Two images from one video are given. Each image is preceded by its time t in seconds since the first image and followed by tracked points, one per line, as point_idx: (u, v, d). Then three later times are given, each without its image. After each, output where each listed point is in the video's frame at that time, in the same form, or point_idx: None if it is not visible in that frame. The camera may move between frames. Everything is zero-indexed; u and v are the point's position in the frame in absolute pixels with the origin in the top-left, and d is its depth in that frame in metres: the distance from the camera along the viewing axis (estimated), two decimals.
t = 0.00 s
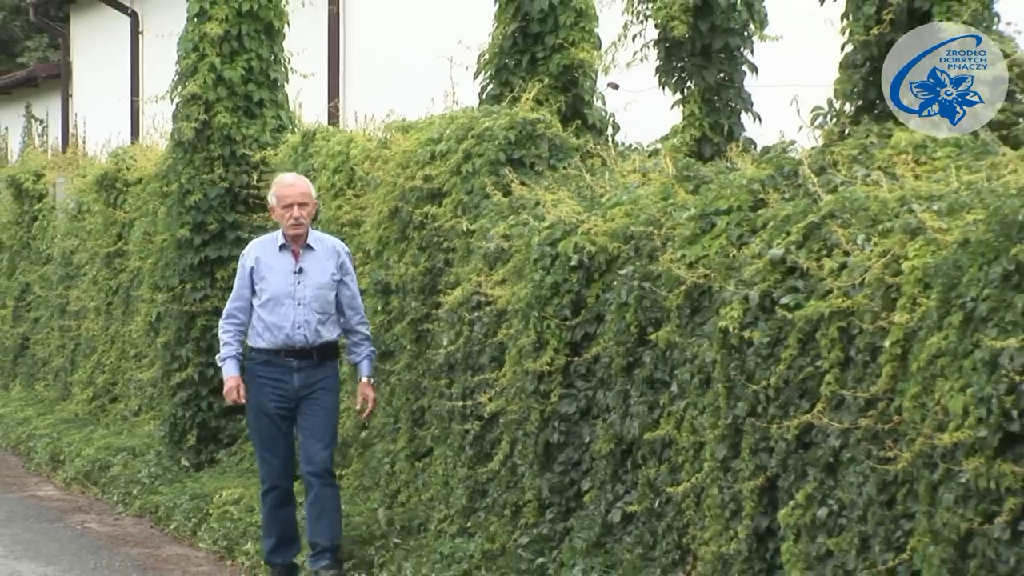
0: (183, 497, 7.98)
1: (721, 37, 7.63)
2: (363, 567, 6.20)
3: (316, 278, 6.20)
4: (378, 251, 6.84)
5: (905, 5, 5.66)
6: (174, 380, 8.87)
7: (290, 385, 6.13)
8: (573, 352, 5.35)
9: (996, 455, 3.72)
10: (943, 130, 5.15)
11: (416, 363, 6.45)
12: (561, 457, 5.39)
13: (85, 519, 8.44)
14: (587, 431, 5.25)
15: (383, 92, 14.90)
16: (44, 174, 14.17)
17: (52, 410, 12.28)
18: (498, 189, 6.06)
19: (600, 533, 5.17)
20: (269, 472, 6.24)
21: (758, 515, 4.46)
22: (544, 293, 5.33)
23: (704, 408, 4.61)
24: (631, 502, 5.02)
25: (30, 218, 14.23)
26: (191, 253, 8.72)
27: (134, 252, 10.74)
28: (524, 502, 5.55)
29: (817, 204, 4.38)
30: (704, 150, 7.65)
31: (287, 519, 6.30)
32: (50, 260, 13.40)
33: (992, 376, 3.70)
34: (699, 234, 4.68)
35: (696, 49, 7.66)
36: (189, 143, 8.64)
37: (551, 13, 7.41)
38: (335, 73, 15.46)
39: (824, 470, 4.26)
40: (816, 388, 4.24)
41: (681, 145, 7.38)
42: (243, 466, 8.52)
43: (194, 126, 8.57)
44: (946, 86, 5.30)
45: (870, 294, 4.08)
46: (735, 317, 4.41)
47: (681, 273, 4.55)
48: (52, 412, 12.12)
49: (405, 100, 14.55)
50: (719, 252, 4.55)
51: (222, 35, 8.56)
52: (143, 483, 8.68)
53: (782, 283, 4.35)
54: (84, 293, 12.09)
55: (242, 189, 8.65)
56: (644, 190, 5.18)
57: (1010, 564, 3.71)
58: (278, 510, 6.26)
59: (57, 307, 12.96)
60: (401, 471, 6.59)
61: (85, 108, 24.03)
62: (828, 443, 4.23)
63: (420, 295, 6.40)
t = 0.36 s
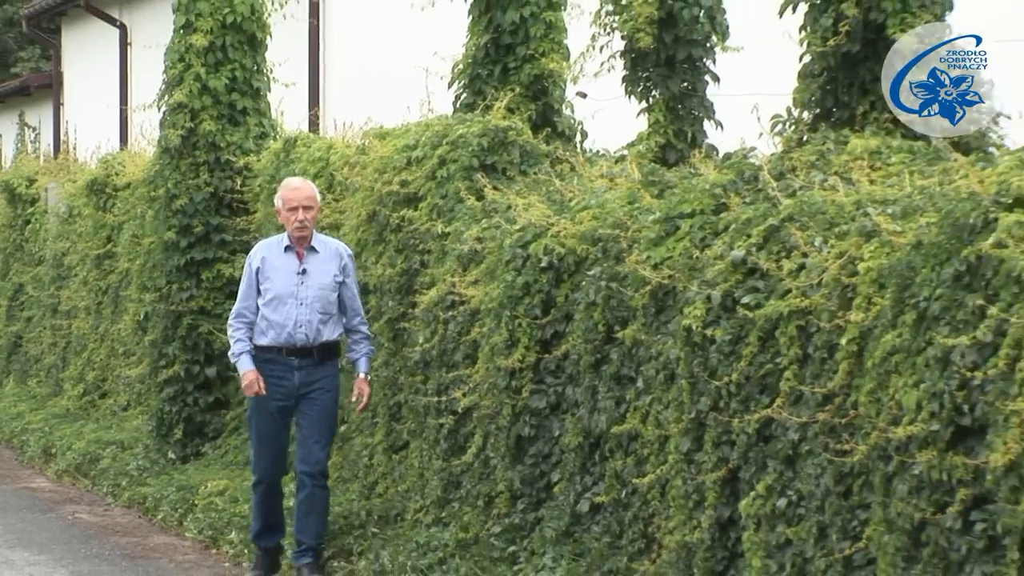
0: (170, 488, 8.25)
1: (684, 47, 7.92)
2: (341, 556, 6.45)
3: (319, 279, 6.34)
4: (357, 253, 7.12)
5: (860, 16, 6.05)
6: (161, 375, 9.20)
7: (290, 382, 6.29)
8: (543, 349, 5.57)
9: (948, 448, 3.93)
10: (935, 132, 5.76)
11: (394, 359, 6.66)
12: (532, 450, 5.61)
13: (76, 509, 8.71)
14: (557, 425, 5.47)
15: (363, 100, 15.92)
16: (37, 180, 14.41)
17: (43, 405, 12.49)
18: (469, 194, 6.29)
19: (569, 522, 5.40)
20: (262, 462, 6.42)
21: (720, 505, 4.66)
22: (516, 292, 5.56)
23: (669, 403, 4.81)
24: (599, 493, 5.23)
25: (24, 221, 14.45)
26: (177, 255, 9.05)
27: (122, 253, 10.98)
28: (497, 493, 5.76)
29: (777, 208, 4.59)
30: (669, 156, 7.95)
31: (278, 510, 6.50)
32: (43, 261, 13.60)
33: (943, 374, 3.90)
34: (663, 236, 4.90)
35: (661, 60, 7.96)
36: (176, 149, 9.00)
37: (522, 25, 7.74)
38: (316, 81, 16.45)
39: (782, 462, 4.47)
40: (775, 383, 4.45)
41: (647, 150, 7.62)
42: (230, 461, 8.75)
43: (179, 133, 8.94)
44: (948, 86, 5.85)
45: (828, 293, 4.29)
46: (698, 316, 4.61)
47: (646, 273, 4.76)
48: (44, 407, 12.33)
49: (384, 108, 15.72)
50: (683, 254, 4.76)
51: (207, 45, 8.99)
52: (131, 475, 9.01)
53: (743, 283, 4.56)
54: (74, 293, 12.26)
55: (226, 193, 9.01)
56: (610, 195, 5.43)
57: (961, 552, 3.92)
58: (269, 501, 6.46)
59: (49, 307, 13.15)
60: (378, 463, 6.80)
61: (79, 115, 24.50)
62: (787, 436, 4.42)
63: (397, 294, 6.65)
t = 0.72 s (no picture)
0: (159, 481, 8.57)
1: (651, 57, 8.07)
2: (322, 544, 6.69)
3: (320, 277, 6.53)
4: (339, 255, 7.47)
5: (820, 28, 6.28)
6: (150, 372, 9.49)
7: (289, 376, 6.47)
8: (517, 346, 5.78)
9: (903, 441, 4.12)
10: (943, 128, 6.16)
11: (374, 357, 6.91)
12: (506, 444, 5.83)
13: (69, 500, 9.00)
14: (529, 419, 5.69)
15: (343, 109, 16.28)
16: (31, 185, 14.66)
17: (37, 400, 12.68)
18: (445, 197, 6.61)
19: (541, 513, 5.61)
20: (253, 453, 6.54)
21: (686, 496, 4.87)
22: (490, 293, 5.78)
23: (636, 398, 5.02)
24: (570, 484, 5.44)
25: (18, 225, 14.66)
26: (166, 256, 9.35)
27: (113, 255, 11.23)
28: (472, 485, 5.98)
29: (740, 211, 4.80)
30: (636, 161, 8.07)
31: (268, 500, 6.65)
32: (36, 262, 13.80)
33: (899, 370, 4.10)
34: (631, 239, 5.13)
35: (629, 70, 8.11)
36: (164, 155, 9.26)
37: (495, 36, 8.32)
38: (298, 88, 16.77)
39: (744, 454, 4.67)
40: (738, 379, 4.65)
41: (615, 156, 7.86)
42: (217, 456, 8.97)
43: (167, 140, 9.22)
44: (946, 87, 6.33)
45: (789, 293, 4.49)
46: (665, 315, 4.83)
47: (615, 274, 4.97)
48: (37, 402, 12.52)
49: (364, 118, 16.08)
50: (650, 255, 4.98)
51: (194, 55, 9.27)
52: (122, 468, 9.37)
53: (707, 283, 4.76)
54: (67, 294, 12.47)
55: (212, 198, 9.32)
56: (581, 200, 5.66)
57: (916, 541, 4.12)
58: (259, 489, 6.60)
59: (42, 306, 13.36)
60: (358, 456, 7.02)
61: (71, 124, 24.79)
62: (750, 429, 4.63)
63: (376, 295, 6.97)
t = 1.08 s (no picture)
0: (141, 474, 8.83)
1: (613, 68, 8.40)
2: (298, 536, 6.96)
3: (304, 282, 6.76)
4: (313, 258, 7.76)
5: (775, 40, 6.67)
6: (133, 370, 9.90)
7: (271, 374, 6.71)
8: (484, 345, 6.00)
9: (855, 435, 4.32)
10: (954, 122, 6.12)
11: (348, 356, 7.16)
12: (474, 438, 6.05)
13: (55, 493, 9.25)
14: (497, 415, 5.90)
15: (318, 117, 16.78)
16: (19, 190, 14.91)
17: (24, 396, 12.88)
18: (415, 202, 6.90)
19: (507, 504, 5.84)
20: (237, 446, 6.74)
21: (647, 488, 5.08)
22: (458, 294, 6.00)
23: (599, 394, 5.23)
24: (535, 477, 5.67)
25: (7, 229, 14.88)
26: (148, 258, 9.77)
27: (97, 258, 11.46)
28: (442, 477, 6.21)
29: (698, 215, 5.01)
30: (599, 167, 8.37)
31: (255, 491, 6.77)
32: (23, 264, 13.98)
33: (851, 367, 4.30)
34: (593, 242, 5.34)
35: (592, 80, 8.43)
36: (146, 162, 9.65)
37: (464, 48, 8.61)
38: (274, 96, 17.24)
39: (702, 448, 4.88)
40: (697, 376, 4.85)
41: (578, 162, 8.12)
42: (200, 451, 9.21)
43: (149, 147, 9.59)
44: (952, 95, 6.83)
45: (745, 294, 4.69)
46: (626, 314, 5.04)
47: (579, 275, 5.19)
48: (25, 399, 12.74)
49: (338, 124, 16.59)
50: (612, 258, 5.19)
51: (175, 66, 9.60)
52: (106, 461, 9.68)
53: (667, 284, 4.96)
54: (52, 295, 12.69)
55: (192, 203, 9.70)
56: (545, 204, 5.89)
57: (867, 531, 4.34)
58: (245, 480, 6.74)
59: (29, 306, 13.55)
60: (333, 450, 7.24)
61: (58, 133, 25.01)
62: (708, 424, 4.83)
63: (350, 296, 7.22)
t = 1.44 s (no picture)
0: (134, 468, 9.07)
1: (587, 78, 8.58)
2: (284, 527, 7.20)
3: (289, 286, 7.06)
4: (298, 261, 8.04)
5: (741, 51, 7.10)
6: (125, 367, 10.23)
7: (263, 377, 6.99)
8: (463, 344, 6.23)
9: (818, 430, 4.53)
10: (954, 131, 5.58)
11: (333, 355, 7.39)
12: (453, 433, 6.28)
13: (51, 486, 9.49)
14: (475, 411, 6.13)
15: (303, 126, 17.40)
16: (15, 196, 15.12)
17: (23, 393, 13.05)
18: (397, 207, 7.14)
19: (486, 497, 6.06)
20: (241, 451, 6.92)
21: (619, 480, 5.29)
22: (438, 295, 6.23)
23: (574, 391, 5.45)
24: (512, 471, 5.89)
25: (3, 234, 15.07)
26: (140, 261, 10.15)
27: (91, 260, 11.67)
28: (422, 471, 6.43)
29: (669, 219, 5.22)
30: (573, 174, 8.50)
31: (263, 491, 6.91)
32: (20, 267, 14.19)
33: (815, 365, 4.51)
34: (568, 245, 5.56)
35: (566, 89, 8.64)
36: (138, 168, 10.10)
37: (444, 58, 8.87)
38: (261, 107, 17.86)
39: (672, 443, 5.09)
40: (667, 374, 5.06)
41: (552, 168, 8.40)
42: (190, 446, 9.43)
43: (141, 154, 10.04)
44: (946, 87, 5.78)
45: (713, 295, 4.90)
46: (600, 314, 5.25)
47: (553, 277, 5.42)
48: (22, 395, 12.96)
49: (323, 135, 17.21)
50: (586, 260, 5.41)
51: (166, 76, 10.09)
52: (100, 456, 10.00)
53: (639, 286, 5.17)
54: (47, 296, 12.91)
55: (182, 207, 10.13)
56: (522, 209, 6.13)
57: (831, 522, 4.54)
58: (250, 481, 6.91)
59: (26, 307, 13.76)
60: (317, 445, 7.48)
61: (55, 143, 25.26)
62: (678, 420, 5.05)
63: (334, 297, 7.47)
